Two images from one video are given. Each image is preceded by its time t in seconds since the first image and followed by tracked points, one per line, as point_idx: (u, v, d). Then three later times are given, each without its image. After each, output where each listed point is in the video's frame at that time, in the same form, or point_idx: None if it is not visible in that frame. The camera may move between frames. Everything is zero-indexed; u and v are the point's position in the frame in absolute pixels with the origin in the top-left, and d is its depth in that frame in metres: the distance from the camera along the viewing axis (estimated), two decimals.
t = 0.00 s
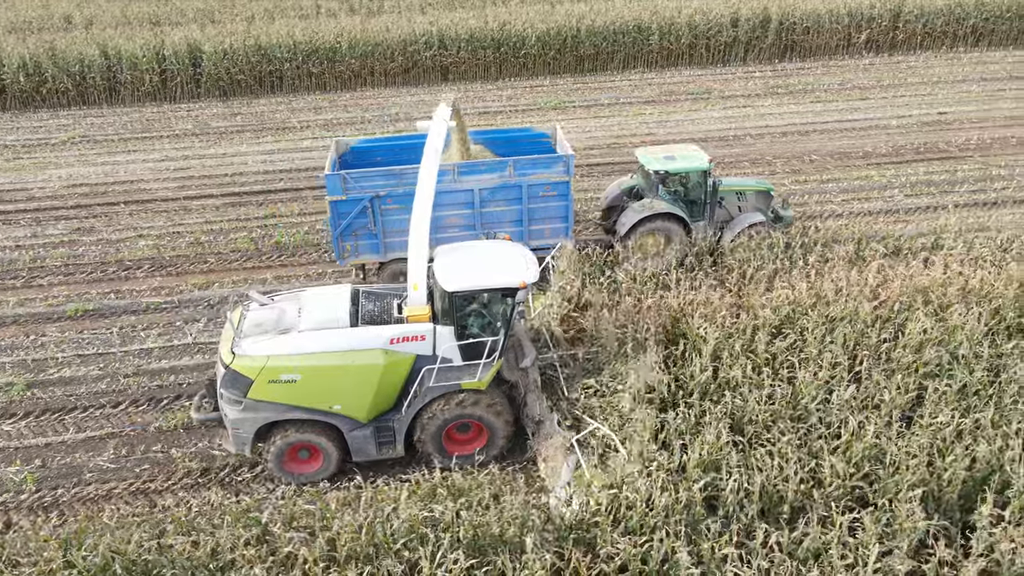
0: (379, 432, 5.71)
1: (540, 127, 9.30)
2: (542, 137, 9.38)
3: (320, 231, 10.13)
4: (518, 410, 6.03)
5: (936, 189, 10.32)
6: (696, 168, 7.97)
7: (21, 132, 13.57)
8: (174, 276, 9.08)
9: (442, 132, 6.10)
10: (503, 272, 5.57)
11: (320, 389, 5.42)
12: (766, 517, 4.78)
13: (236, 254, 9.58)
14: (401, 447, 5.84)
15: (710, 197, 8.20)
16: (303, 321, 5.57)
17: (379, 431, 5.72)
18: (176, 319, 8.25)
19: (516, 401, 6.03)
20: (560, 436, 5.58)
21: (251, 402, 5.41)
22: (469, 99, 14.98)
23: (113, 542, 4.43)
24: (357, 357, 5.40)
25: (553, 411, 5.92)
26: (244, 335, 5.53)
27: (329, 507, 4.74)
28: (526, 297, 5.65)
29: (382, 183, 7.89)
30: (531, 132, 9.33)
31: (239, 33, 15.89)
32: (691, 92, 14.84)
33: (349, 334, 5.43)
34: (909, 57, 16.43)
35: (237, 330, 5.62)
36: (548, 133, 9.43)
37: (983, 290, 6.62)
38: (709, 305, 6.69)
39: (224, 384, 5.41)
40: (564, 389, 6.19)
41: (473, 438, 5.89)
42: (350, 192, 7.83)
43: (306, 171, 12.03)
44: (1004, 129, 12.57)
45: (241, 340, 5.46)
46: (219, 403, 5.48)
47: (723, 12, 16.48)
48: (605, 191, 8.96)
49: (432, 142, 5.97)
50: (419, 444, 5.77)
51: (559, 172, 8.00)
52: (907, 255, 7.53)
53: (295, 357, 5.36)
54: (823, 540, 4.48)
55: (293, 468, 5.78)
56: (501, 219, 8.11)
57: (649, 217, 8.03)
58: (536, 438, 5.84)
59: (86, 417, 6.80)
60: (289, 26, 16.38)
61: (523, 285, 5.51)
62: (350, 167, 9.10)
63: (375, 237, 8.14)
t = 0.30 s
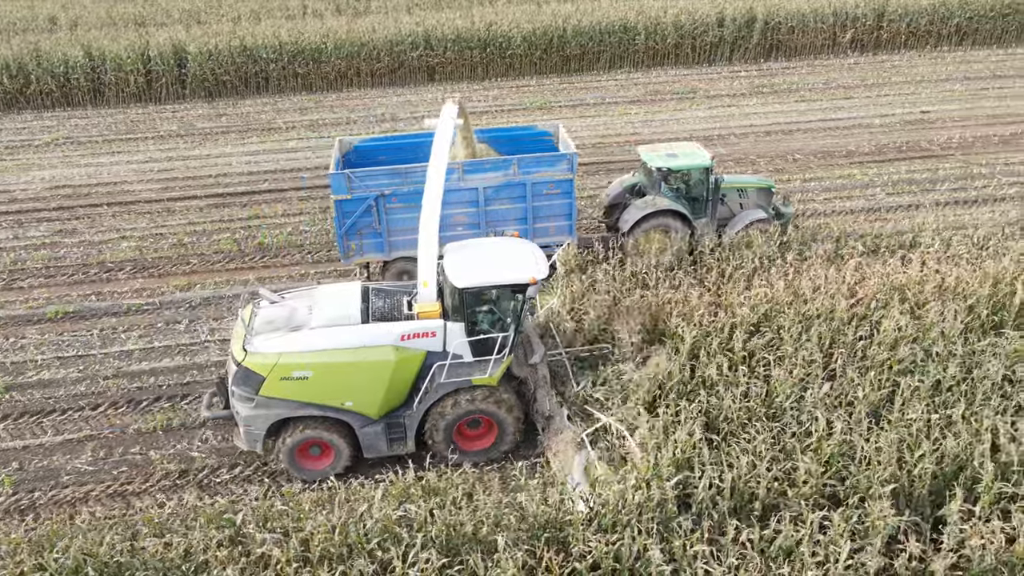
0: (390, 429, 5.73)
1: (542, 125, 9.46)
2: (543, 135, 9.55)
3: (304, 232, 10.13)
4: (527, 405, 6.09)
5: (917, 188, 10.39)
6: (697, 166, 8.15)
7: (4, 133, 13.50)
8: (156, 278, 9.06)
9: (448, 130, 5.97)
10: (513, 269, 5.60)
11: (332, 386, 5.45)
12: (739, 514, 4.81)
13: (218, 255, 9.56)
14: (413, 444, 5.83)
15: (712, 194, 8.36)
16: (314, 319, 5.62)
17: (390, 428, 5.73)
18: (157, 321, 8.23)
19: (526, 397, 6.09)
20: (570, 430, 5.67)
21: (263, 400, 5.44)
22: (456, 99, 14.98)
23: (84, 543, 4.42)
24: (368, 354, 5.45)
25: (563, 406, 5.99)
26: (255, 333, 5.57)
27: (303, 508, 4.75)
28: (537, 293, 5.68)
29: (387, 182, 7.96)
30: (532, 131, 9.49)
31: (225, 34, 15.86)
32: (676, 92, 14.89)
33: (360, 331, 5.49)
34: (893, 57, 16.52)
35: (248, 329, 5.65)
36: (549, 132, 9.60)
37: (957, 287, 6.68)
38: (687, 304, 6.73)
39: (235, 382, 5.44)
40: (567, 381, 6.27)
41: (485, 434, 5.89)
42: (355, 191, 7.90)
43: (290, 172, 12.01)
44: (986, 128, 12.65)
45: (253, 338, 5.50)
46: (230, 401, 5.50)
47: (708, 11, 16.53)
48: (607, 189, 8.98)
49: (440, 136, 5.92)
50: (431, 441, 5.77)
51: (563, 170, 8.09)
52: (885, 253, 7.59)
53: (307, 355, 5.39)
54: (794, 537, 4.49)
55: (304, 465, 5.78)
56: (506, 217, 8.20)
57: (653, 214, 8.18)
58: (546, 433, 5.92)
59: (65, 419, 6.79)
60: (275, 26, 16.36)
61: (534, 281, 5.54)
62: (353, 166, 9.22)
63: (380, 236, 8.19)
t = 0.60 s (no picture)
0: (402, 424, 5.73)
1: (545, 123, 9.47)
2: (547, 134, 9.57)
3: (288, 233, 10.11)
4: (538, 401, 6.10)
5: (900, 187, 10.44)
6: (699, 163, 8.15)
7: None
8: (138, 280, 9.04)
9: (458, 131, 5.96)
10: (524, 266, 5.67)
11: (346, 382, 5.46)
12: (714, 513, 4.83)
13: (202, 257, 9.54)
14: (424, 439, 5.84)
15: (715, 191, 8.36)
16: (327, 314, 5.63)
17: (402, 424, 5.74)
18: (139, 323, 8.22)
19: (537, 393, 6.12)
20: (582, 426, 5.72)
21: (276, 396, 5.45)
22: (443, 99, 14.98)
23: (56, 546, 4.43)
24: (381, 350, 5.46)
25: (573, 402, 6.01)
26: (268, 330, 5.55)
27: (278, 509, 4.75)
28: (549, 289, 5.75)
29: (392, 181, 7.99)
30: (536, 129, 9.52)
31: (210, 35, 15.81)
32: (663, 91, 14.94)
33: (373, 327, 5.49)
34: (879, 56, 16.60)
35: (261, 325, 5.65)
36: (553, 130, 9.60)
37: (934, 284, 6.73)
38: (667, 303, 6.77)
39: (248, 378, 5.44)
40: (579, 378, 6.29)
41: (495, 430, 5.88)
42: (361, 190, 7.93)
43: (276, 173, 11.99)
44: (970, 127, 12.72)
45: (266, 335, 5.48)
46: (243, 397, 5.50)
47: (695, 11, 16.57)
48: (609, 187, 8.94)
49: (450, 132, 5.95)
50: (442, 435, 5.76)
51: (568, 168, 8.12)
52: (865, 251, 7.64)
53: (321, 351, 5.41)
54: (768, 535, 4.51)
55: (316, 462, 5.76)
56: (510, 215, 8.25)
57: (656, 211, 8.20)
58: (557, 428, 5.91)
59: (45, 422, 6.77)
60: (262, 27, 16.33)
61: (546, 277, 5.62)
62: (358, 165, 9.24)
63: (385, 235, 8.23)
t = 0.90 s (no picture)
0: (415, 420, 5.80)
1: (549, 121, 9.59)
2: (551, 131, 9.64)
3: (273, 234, 10.10)
4: (549, 398, 6.14)
5: (884, 185, 10.49)
6: (702, 161, 8.22)
7: None
8: (122, 281, 9.02)
9: (468, 125, 6.25)
10: (536, 262, 5.68)
11: (359, 377, 5.50)
12: (691, 511, 4.80)
13: (186, 258, 9.52)
14: (436, 435, 5.90)
15: (717, 188, 8.43)
16: (340, 311, 5.64)
17: (414, 419, 5.80)
18: (121, 325, 8.20)
19: (547, 389, 6.14)
20: (593, 421, 5.75)
21: (290, 393, 5.48)
22: (430, 99, 14.97)
23: (29, 548, 4.43)
24: (395, 346, 5.50)
25: (584, 398, 6.04)
26: (281, 327, 5.57)
27: (253, 510, 4.76)
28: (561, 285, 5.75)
29: (399, 179, 7.99)
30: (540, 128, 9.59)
31: (197, 36, 15.77)
32: (650, 91, 14.98)
33: (386, 323, 5.52)
34: (866, 56, 16.67)
35: (273, 322, 5.66)
36: (556, 128, 9.70)
37: (912, 283, 6.77)
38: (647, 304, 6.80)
39: (262, 374, 5.46)
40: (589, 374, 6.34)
41: (507, 425, 5.95)
42: (368, 188, 7.93)
43: (262, 174, 11.97)
44: (954, 126, 12.78)
45: (280, 331, 5.51)
46: (257, 393, 5.53)
47: (683, 11, 16.61)
48: (613, 185, 9.00)
49: (460, 133, 6.11)
50: (454, 432, 5.82)
51: (573, 166, 8.17)
52: (845, 250, 7.69)
53: (335, 347, 5.44)
54: (741, 532, 4.53)
55: (330, 458, 5.85)
56: (516, 213, 8.29)
57: (660, 208, 8.21)
58: (569, 424, 5.93)
59: (25, 424, 6.76)
60: (249, 28, 16.31)
61: (558, 274, 5.62)
62: (363, 163, 9.25)
63: (391, 233, 8.26)
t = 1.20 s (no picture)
0: (430, 415, 5.85)
1: (555, 120, 9.55)
2: (557, 129, 9.64)
3: (260, 234, 10.10)
4: (562, 392, 6.17)
5: (871, 185, 10.51)
6: (708, 158, 8.12)
7: None
8: (108, 281, 9.02)
9: (478, 123, 6.15)
10: (550, 258, 5.70)
11: (374, 372, 5.56)
12: (667, 510, 4.80)
13: (173, 258, 9.52)
14: (450, 430, 5.94)
15: (724, 186, 8.31)
16: (356, 307, 5.70)
17: (428, 414, 5.85)
18: (106, 325, 8.20)
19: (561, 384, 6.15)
20: (608, 416, 5.75)
21: (305, 388, 5.54)
22: (421, 100, 14.97)
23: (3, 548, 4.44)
24: (409, 341, 5.55)
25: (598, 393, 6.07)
26: (297, 322, 5.63)
27: (230, 510, 4.77)
28: (574, 281, 5.78)
29: (407, 177, 8.04)
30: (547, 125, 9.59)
31: (187, 36, 15.76)
32: (641, 91, 15.01)
33: (400, 318, 5.57)
34: (856, 55, 16.71)
35: (288, 318, 5.72)
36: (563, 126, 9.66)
37: (893, 282, 6.77)
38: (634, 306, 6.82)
39: (278, 370, 5.53)
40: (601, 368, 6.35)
41: (522, 419, 5.99)
42: (376, 186, 7.97)
43: (250, 174, 11.96)
44: (943, 125, 12.80)
45: (295, 327, 5.57)
46: (272, 389, 5.59)
47: (674, 11, 16.63)
48: (619, 182, 8.88)
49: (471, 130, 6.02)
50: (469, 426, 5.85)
51: (580, 164, 8.21)
52: (829, 250, 7.70)
53: (350, 343, 5.49)
54: (716, 531, 4.53)
55: (343, 453, 5.88)
56: (523, 211, 8.34)
57: (665, 207, 8.13)
58: (583, 418, 5.98)
59: (7, 424, 6.76)
60: (240, 28, 16.31)
61: (572, 269, 5.65)
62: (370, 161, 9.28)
63: (399, 231, 8.28)
